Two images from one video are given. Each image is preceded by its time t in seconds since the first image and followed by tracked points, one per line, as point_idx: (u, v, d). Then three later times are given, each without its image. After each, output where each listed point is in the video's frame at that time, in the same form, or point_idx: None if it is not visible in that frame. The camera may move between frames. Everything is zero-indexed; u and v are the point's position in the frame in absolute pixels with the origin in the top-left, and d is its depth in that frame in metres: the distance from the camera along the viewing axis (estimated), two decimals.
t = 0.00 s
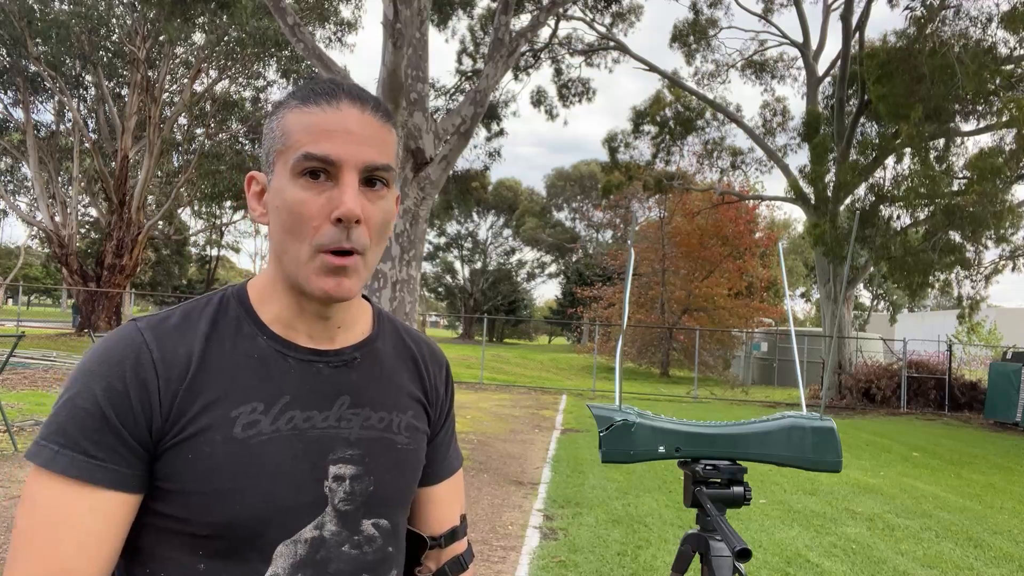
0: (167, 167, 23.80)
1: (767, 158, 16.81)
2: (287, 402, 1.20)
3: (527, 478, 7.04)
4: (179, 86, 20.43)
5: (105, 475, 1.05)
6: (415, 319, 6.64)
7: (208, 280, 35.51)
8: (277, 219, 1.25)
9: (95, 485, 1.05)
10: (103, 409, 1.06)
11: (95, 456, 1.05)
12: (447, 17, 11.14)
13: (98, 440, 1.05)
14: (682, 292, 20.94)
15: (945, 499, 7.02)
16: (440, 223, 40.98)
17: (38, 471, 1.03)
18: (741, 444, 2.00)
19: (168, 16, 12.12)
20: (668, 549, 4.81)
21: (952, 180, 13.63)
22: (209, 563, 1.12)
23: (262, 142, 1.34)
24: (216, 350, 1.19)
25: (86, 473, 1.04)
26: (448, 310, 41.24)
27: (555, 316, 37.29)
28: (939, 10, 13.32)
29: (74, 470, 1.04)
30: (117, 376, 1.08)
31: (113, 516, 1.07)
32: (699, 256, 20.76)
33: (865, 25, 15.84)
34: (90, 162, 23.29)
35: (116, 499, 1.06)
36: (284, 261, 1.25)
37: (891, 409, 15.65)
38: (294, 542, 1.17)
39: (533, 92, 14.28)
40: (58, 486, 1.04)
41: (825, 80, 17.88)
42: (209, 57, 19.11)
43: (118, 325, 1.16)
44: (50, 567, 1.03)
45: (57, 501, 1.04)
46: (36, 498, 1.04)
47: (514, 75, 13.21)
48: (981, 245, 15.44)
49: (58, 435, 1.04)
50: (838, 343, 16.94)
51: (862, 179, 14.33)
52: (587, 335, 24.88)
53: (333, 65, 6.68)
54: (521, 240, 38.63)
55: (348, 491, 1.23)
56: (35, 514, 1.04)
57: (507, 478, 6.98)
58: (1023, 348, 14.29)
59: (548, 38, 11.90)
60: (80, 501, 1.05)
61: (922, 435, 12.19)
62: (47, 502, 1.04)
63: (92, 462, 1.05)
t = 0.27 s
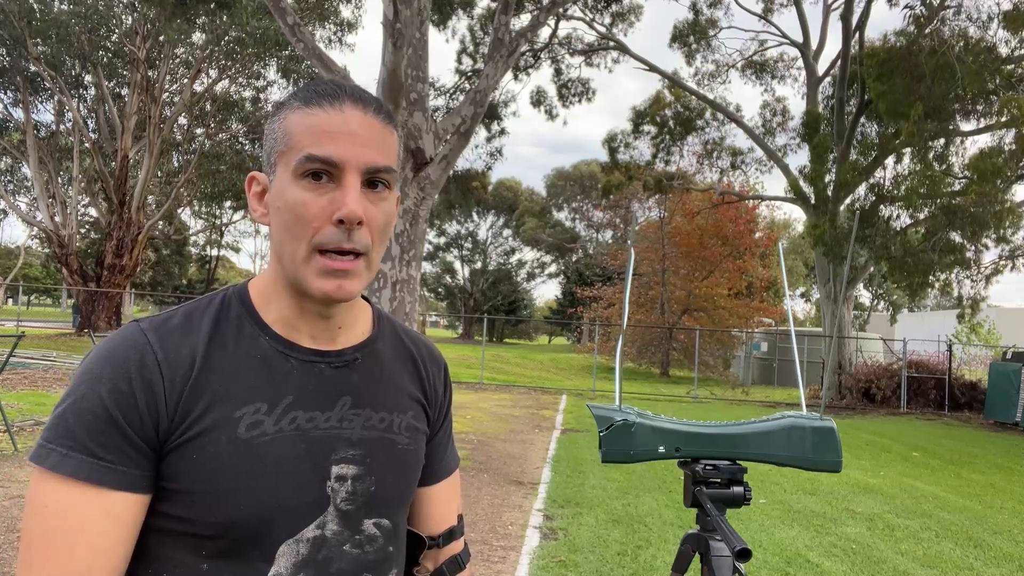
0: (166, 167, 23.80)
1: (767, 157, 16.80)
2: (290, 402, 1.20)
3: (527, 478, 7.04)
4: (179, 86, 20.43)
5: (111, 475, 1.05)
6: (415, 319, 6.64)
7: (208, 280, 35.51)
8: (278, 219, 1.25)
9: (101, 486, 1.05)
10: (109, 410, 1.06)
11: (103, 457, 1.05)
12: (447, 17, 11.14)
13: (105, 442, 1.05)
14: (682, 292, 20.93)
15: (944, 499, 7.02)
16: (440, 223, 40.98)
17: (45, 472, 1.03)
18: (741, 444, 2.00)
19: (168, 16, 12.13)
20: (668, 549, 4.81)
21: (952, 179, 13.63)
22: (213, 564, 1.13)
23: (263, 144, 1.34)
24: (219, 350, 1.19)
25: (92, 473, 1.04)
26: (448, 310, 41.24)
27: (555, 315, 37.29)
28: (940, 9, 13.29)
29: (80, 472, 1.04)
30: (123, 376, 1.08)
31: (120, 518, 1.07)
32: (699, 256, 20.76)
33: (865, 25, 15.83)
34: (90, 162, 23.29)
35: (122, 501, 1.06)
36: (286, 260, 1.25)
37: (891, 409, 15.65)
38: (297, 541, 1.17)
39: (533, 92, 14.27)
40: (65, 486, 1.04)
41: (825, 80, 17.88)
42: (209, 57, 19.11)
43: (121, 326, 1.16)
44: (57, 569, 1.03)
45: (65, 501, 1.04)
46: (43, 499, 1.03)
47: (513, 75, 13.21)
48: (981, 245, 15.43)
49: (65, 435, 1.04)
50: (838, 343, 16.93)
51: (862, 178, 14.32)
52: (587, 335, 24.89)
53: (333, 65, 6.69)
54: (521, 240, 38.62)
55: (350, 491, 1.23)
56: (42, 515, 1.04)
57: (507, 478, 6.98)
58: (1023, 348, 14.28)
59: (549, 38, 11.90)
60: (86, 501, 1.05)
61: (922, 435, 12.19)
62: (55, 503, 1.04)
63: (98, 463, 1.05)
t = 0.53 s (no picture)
0: (166, 167, 23.81)
1: (767, 157, 16.80)
2: (289, 402, 1.20)
3: (527, 478, 7.04)
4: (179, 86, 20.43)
5: (114, 476, 1.05)
6: (415, 319, 6.64)
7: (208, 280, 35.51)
8: (279, 221, 1.25)
9: (100, 486, 1.05)
10: (109, 410, 1.06)
11: (106, 454, 1.05)
12: (447, 17, 11.14)
13: (105, 441, 1.05)
14: (682, 292, 20.94)
15: (944, 499, 7.02)
16: (440, 223, 40.97)
17: (46, 475, 1.03)
18: (741, 445, 1.99)
19: (168, 16, 12.13)
20: (669, 549, 4.81)
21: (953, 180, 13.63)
22: (213, 564, 1.13)
23: (262, 145, 1.34)
24: (218, 351, 1.19)
25: (91, 474, 1.04)
26: (448, 310, 41.25)
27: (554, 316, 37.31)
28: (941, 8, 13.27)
29: (81, 473, 1.04)
30: (122, 376, 1.08)
31: (118, 519, 1.06)
32: (699, 256, 20.76)
33: (865, 26, 15.83)
34: (90, 162, 23.29)
35: (122, 502, 1.07)
36: (286, 261, 1.25)
37: (891, 409, 15.65)
38: (296, 541, 1.17)
39: (532, 92, 14.27)
40: (64, 487, 1.04)
41: (826, 80, 17.87)
42: (209, 57, 19.10)
43: (119, 327, 1.16)
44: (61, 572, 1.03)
45: (66, 501, 1.04)
46: (44, 501, 1.03)
47: (514, 75, 13.21)
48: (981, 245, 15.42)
49: (65, 436, 1.03)
50: (838, 343, 16.93)
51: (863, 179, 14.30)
52: (587, 335, 24.89)
53: (333, 65, 6.68)
54: (521, 240, 38.61)
55: (349, 490, 1.23)
56: (42, 517, 1.03)
57: (507, 478, 6.98)
58: (1023, 348, 14.28)
59: (549, 38, 11.90)
60: (85, 503, 1.04)
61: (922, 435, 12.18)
62: (53, 504, 1.03)
63: (97, 464, 1.04)
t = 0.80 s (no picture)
0: (166, 167, 23.81)
1: (767, 157, 16.81)
2: (289, 399, 1.20)
3: (527, 478, 7.04)
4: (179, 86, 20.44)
5: (115, 473, 1.05)
6: (415, 319, 6.64)
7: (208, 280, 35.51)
8: (280, 221, 1.25)
9: (99, 483, 1.05)
10: (108, 407, 1.06)
11: (107, 453, 1.05)
12: (447, 17, 11.14)
13: (106, 438, 1.05)
14: (682, 292, 20.94)
15: (945, 499, 7.01)
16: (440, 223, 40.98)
17: (46, 473, 1.03)
18: (741, 444, 1.99)
19: (169, 16, 12.14)
20: (669, 548, 4.81)
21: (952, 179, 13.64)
22: (213, 562, 1.13)
23: (261, 143, 1.34)
24: (217, 349, 1.19)
25: (90, 470, 1.04)
26: (448, 310, 41.25)
27: (554, 316, 37.32)
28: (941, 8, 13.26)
29: (80, 471, 1.03)
30: (122, 373, 1.08)
31: (118, 516, 1.06)
32: (699, 256, 20.78)
33: (865, 26, 15.84)
34: (90, 162, 23.30)
35: (121, 499, 1.07)
36: (286, 259, 1.25)
37: (891, 409, 15.65)
38: (296, 537, 1.17)
39: (532, 92, 14.28)
40: (64, 484, 1.04)
41: (826, 80, 17.88)
42: (209, 57, 19.10)
43: (118, 325, 1.16)
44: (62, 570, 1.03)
45: (66, 498, 1.04)
46: (43, 500, 1.03)
47: (514, 75, 13.21)
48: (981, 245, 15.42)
49: (64, 435, 1.03)
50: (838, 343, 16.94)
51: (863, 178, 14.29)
52: (586, 335, 24.90)
53: (333, 65, 6.68)
54: (521, 240, 38.61)
55: (349, 486, 1.23)
56: (42, 515, 1.03)
57: (507, 478, 6.98)
58: (1023, 348, 14.28)
59: (549, 38, 11.90)
60: (83, 501, 1.04)
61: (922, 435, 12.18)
62: (52, 501, 1.03)
63: (97, 461, 1.04)
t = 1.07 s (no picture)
0: (166, 167, 23.81)
1: (767, 157, 16.80)
2: (288, 398, 1.20)
3: (527, 478, 7.04)
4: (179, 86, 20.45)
5: (115, 472, 1.05)
6: (415, 319, 6.65)
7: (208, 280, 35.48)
8: (280, 223, 1.25)
9: (101, 483, 1.04)
10: (107, 407, 1.05)
11: (106, 452, 1.04)
12: (447, 17, 11.13)
13: (105, 436, 1.05)
14: (682, 292, 20.93)
15: (944, 499, 7.02)
16: (439, 223, 40.97)
17: (46, 472, 1.03)
18: (741, 444, 1.99)
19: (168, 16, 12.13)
20: (669, 549, 4.81)
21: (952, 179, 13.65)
22: (214, 560, 1.12)
23: (259, 146, 1.32)
24: (216, 349, 1.19)
25: (89, 470, 1.04)
26: (448, 310, 41.24)
27: (554, 315, 37.32)
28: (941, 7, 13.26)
29: (79, 471, 1.03)
30: (121, 373, 1.08)
31: (118, 512, 1.06)
32: (699, 256, 20.78)
33: (865, 26, 15.85)
34: (90, 163, 23.29)
35: (121, 499, 1.06)
36: (291, 264, 1.25)
37: (891, 409, 15.65)
38: (297, 535, 1.17)
39: (532, 92, 14.29)
40: (64, 484, 1.03)
41: (825, 80, 17.90)
42: (209, 57, 19.11)
43: (116, 324, 1.16)
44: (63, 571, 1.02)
45: (68, 496, 1.03)
46: (42, 499, 1.03)
47: (514, 75, 13.23)
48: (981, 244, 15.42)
49: (66, 435, 1.03)
50: (838, 343, 16.94)
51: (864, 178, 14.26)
52: (586, 335, 24.89)
53: (333, 65, 6.67)
54: (521, 240, 38.60)
55: (349, 484, 1.23)
56: (43, 514, 1.03)
57: (507, 478, 6.98)
58: (1023, 348, 14.29)
59: (549, 38, 11.91)
60: (84, 499, 1.04)
61: (923, 435, 12.17)
62: (53, 501, 1.03)
63: (96, 460, 1.04)
